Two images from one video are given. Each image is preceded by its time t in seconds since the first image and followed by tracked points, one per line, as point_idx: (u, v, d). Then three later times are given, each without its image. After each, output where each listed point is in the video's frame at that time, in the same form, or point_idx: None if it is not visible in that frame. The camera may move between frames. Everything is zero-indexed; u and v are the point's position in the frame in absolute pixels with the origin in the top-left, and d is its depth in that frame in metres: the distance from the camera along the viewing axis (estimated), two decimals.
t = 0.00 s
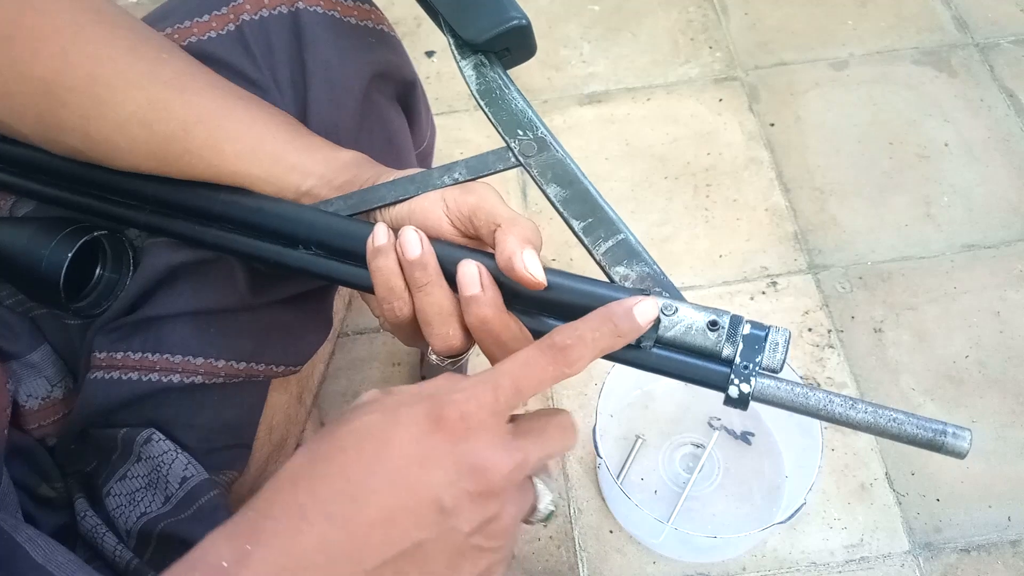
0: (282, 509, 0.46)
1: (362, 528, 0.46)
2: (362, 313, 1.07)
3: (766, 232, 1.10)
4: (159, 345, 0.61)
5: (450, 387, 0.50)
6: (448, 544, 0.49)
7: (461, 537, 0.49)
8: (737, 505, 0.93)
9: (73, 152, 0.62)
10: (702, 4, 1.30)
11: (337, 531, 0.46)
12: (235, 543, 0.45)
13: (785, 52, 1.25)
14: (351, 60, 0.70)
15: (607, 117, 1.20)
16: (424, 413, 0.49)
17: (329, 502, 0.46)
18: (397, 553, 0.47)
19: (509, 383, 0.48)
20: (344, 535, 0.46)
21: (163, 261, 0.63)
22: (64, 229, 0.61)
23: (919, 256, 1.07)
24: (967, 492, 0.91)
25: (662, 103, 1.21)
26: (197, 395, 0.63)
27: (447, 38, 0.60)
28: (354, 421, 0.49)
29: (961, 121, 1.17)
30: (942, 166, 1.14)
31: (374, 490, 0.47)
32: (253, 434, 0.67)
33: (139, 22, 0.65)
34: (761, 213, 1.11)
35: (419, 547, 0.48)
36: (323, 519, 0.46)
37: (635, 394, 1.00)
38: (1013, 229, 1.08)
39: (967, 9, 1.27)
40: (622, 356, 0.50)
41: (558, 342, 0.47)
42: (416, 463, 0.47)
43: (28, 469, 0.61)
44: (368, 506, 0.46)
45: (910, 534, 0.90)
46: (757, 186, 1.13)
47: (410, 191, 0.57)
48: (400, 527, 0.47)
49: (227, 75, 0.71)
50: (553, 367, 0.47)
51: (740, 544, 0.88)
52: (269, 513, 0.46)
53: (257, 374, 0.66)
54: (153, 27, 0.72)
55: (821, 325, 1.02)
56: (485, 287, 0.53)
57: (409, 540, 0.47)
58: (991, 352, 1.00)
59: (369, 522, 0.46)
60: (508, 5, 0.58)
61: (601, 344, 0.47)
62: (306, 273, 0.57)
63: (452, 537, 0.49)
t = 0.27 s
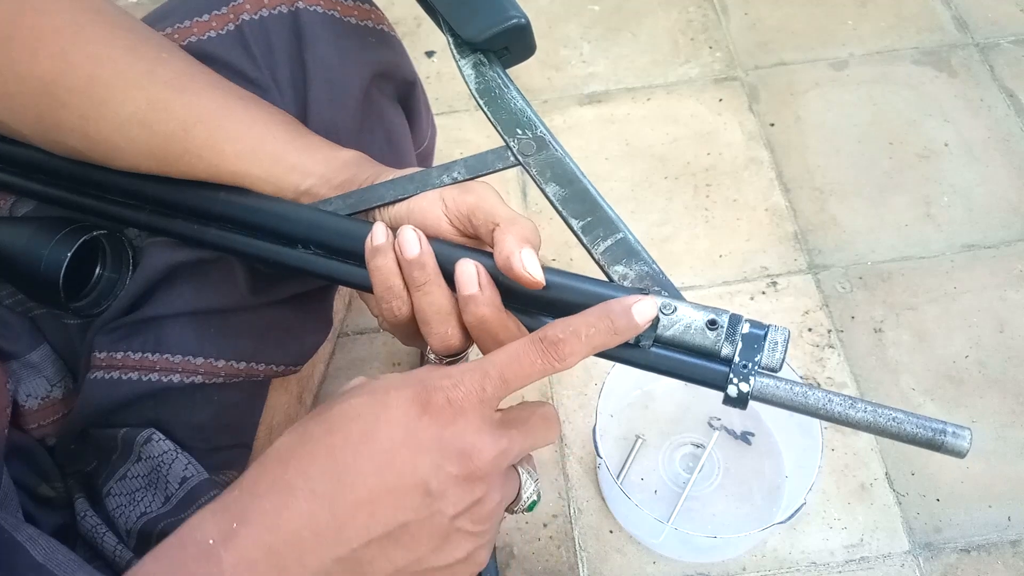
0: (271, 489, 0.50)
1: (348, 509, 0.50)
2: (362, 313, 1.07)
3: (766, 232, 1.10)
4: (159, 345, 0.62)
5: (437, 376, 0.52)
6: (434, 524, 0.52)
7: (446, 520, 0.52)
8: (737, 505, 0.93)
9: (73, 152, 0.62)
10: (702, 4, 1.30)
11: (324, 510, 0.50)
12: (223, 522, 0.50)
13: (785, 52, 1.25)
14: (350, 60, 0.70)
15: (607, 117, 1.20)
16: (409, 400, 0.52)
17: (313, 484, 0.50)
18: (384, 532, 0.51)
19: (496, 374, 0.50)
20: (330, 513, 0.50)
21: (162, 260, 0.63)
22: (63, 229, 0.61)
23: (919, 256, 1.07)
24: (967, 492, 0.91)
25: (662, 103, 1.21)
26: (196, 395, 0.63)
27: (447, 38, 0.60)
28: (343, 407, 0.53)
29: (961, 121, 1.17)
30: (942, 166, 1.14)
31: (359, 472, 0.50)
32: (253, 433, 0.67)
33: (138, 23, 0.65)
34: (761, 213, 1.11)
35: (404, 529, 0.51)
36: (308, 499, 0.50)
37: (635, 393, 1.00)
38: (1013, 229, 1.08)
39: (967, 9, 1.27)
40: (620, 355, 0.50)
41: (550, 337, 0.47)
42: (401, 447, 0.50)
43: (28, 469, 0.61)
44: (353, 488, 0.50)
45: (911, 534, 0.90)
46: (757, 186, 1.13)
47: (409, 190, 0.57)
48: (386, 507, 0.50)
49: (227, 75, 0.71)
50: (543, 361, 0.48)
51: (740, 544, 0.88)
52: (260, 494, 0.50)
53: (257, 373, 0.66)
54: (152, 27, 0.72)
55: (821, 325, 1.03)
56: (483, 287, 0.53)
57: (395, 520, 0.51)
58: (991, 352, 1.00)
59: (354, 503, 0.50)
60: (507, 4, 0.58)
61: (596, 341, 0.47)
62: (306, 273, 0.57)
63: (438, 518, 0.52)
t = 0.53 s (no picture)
0: (273, 483, 0.50)
1: (351, 503, 0.50)
2: (362, 313, 1.07)
3: (766, 232, 1.10)
4: (159, 345, 0.61)
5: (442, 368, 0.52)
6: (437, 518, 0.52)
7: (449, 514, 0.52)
8: (738, 505, 0.93)
9: (73, 153, 0.62)
10: (702, 4, 1.30)
11: (327, 504, 0.50)
12: (225, 515, 0.50)
13: (785, 52, 1.25)
14: (350, 61, 0.70)
15: (607, 117, 1.20)
16: (413, 394, 0.52)
17: (316, 478, 0.50)
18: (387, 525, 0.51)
19: (502, 368, 0.50)
20: (333, 507, 0.50)
21: (163, 260, 0.63)
22: (64, 229, 0.61)
23: (919, 256, 1.07)
24: (967, 492, 0.91)
25: (662, 103, 1.21)
26: (196, 395, 0.63)
27: (447, 39, 0.60)
28: (347, 401, 0.53)
29: (961, 120, 1.17)
30: (942, 166, 1.14)
31: (363, 465, 0.50)
32: (253, 433, 0.67)
33: (138, 23, 0.65)
34: (761, 213, 1.11)
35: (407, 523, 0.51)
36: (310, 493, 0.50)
37: (635, 394, 1.00)
38: (1013, 229, 1.08)
39: (967, 8, 1.27)
40: (621, 356, 0.50)
41: (558, 332, 0.48)
42: (404, 440, 0.51)
43: (27, 469, 0.61)
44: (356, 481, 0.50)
45: (910, 533, 0.90)
46: (757, 186, 1.13)
47: (410, 191, 0.57)
48: (390, 500, 0.50)
49: (227, 75, 0.71)
50: (548, 357, 0.48)
51: (740, 544, 0.89)
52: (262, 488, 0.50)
53: (257, 374, 0.66)
54: (152, 27, 0.72)
55: (821, 325, 1.03)
56: (484, 288, 0.53)
57: (399, 513, 0.51)
58: (991, 352, 1.00)
59: (356, 495, 0.50)
60: (508, 5, 0.58)
61: (602, 338, 0.47)
62: (306, 274, 0.57)
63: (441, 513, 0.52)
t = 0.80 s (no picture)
0: (271, 481, 0.50)
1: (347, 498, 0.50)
2: (362, 313, 1.07)
3: (766, 232, 1.10)
4: (159, 345, 0.61)
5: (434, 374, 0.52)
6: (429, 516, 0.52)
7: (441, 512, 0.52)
8: (738, 505, 0.93)
9: (73, 153, 0.62)
10: (702, 4, 1.30)
11: (323, 502, 0.50)
12: (226, 512, 0.50)
13: (785, 52, 1.25)
14: (350, 60, 0.70)
15: (607, 117, 1.20)
16: (408, 396, 0.52)
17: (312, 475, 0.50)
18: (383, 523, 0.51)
19: (489, 376, 0.49)
20: (328, 503, 0.50)
21: (163, 260, 0.62)
22: (63, 229, 0.61)
23: (919, 256, 1.07)
24: (967, 492, 0.91)
25: (662, 103, 1.21)
26: (196, 395, 0.63)
27: (447, 38, 0.60)
28: (342, 403, 0.53)
29: (961, 120, 1.17)
30: (942, 166, 1.14)
31: (358, 465, 0.51)
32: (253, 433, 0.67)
33: (138, 23, 0.65)
34: (761, 213, 1.11)
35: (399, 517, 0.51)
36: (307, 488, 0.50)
37: (635, 393, 1.00)
38: (1013, 229, 1.08)
39: (967, 8, 1.27)
40: (620, 355, 0.50)
41: (541, 342, 0.47)
42: (400, 441, 0.51)
43: (27, 469, 0.61)
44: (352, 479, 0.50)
45: (911, 533, 0.90)
46: (757, 187, 1.13)
47: (409, 191, 0.57)
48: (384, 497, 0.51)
49: (227, 75, 0.71)
50: (533, 364, 0.48)
51: (740, 544, 0.89)
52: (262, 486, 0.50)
53: (257, 373, 0.66)
54: (152, 27, 0.72)
55: (821, 325, 1.02)
56: (483, 287, 0.53)
57: (392, 513, 0.51)
58: (991, 352, 1.00)
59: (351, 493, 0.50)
60: (507, 5, 0.58)
61: (589, 344, 0.46)
62: (306, 274, 0.57)
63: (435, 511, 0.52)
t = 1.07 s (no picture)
0: (270, 482, 0.51)
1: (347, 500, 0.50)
2: (362, 313, 1.07)
3: (766, 232, 1.10)
4: (159, 345, 0.61)
5: (433, 378, 0.52)
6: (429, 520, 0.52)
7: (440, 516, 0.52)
8: (738, 505, 0.93)
9: (73, 153, 0.62)
10: (702, 4, 1.30)
11: (322, 504, 0.50)
12: (223, 514, 0.50)
13: (785, 52, 1.25)
14: (350, 61, 0.70)
15: (607, 117, 1.20)
16: (407, 399, 0.52)
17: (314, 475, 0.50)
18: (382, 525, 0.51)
19: (487, 381, 0.49)
20: (327, 504, 0.50)
21: (163, 260, 0.62)
22: (63, 229, 0.61)
23: (919, 256, 1.07)
24: (967, 492, 0.91)
25: (662, 103, 1.21)
26: (195, 396, 0.63)
27: (447, 40, 0.60)
28: (341, 406, 0.53)
29: (961, 120, 1.17)
30: (942, 166, 1.14)
31: (356, 468, 0.51)
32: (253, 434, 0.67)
33: (138, 23, 0.65)
34: (761, 213, 1.11)
35: (398, 520, 0.51)
36: (308, 491, 0.50)
37: (635, 394, 1.00)
38: (1013, 229, 1.08)
39: (967, 8, 1.27)
40: (619, 358, 0.50)
41: (540, 346, 0.47)
42: (398, 445, 0.51)
43: (26, 469, 0.61)
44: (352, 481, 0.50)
45: (910, 533, 0.90)
46: (757, 186, 1.13)
47: (410, 192, 0.57)
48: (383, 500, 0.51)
49: (227, 75, 0.71)
50: (531, 368, 0.48)
51: (740, 544, 0.89)
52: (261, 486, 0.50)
53: (257, 374, 0.66)
54: (152, 27, 0.72)
55: (822, 325, 1.02)
56: (483, 290, 0.53)
57: (389, 516, 0.51)
58: (991, 352, 1.00)
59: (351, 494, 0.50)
60: (507, 6, 0.58)
61: (587, 348, 0.46)
62: (306, 275, 0.57)
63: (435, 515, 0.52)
